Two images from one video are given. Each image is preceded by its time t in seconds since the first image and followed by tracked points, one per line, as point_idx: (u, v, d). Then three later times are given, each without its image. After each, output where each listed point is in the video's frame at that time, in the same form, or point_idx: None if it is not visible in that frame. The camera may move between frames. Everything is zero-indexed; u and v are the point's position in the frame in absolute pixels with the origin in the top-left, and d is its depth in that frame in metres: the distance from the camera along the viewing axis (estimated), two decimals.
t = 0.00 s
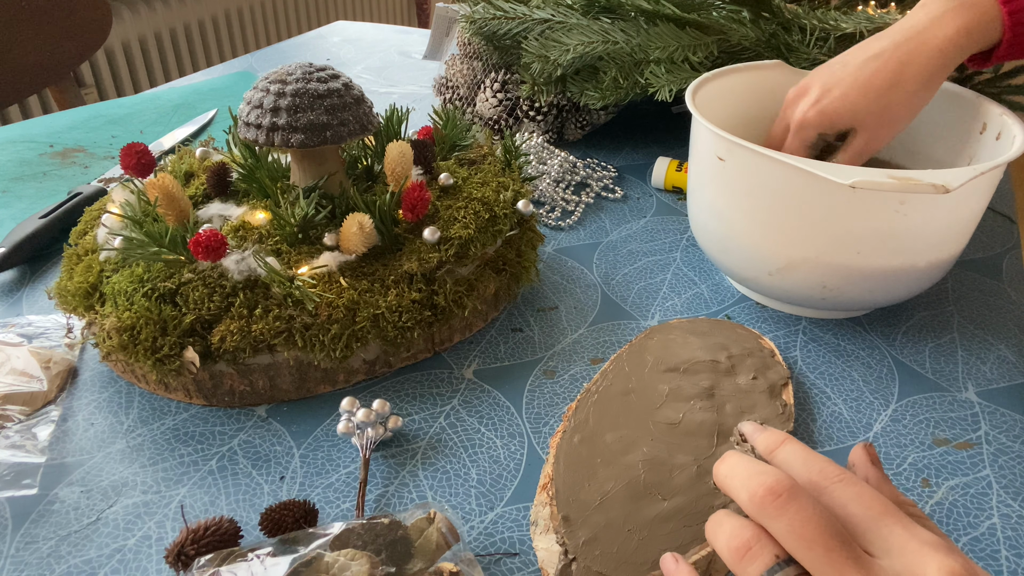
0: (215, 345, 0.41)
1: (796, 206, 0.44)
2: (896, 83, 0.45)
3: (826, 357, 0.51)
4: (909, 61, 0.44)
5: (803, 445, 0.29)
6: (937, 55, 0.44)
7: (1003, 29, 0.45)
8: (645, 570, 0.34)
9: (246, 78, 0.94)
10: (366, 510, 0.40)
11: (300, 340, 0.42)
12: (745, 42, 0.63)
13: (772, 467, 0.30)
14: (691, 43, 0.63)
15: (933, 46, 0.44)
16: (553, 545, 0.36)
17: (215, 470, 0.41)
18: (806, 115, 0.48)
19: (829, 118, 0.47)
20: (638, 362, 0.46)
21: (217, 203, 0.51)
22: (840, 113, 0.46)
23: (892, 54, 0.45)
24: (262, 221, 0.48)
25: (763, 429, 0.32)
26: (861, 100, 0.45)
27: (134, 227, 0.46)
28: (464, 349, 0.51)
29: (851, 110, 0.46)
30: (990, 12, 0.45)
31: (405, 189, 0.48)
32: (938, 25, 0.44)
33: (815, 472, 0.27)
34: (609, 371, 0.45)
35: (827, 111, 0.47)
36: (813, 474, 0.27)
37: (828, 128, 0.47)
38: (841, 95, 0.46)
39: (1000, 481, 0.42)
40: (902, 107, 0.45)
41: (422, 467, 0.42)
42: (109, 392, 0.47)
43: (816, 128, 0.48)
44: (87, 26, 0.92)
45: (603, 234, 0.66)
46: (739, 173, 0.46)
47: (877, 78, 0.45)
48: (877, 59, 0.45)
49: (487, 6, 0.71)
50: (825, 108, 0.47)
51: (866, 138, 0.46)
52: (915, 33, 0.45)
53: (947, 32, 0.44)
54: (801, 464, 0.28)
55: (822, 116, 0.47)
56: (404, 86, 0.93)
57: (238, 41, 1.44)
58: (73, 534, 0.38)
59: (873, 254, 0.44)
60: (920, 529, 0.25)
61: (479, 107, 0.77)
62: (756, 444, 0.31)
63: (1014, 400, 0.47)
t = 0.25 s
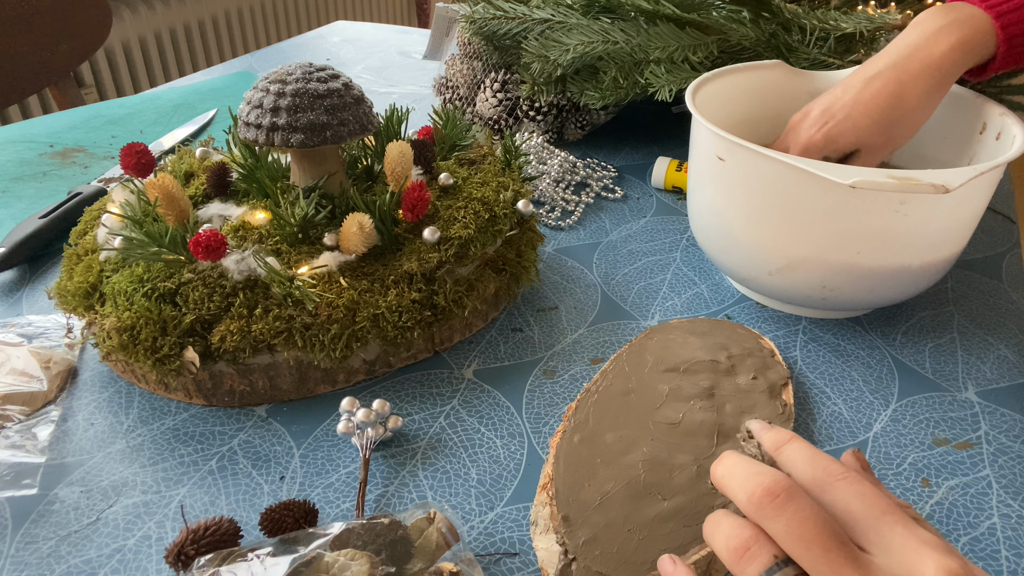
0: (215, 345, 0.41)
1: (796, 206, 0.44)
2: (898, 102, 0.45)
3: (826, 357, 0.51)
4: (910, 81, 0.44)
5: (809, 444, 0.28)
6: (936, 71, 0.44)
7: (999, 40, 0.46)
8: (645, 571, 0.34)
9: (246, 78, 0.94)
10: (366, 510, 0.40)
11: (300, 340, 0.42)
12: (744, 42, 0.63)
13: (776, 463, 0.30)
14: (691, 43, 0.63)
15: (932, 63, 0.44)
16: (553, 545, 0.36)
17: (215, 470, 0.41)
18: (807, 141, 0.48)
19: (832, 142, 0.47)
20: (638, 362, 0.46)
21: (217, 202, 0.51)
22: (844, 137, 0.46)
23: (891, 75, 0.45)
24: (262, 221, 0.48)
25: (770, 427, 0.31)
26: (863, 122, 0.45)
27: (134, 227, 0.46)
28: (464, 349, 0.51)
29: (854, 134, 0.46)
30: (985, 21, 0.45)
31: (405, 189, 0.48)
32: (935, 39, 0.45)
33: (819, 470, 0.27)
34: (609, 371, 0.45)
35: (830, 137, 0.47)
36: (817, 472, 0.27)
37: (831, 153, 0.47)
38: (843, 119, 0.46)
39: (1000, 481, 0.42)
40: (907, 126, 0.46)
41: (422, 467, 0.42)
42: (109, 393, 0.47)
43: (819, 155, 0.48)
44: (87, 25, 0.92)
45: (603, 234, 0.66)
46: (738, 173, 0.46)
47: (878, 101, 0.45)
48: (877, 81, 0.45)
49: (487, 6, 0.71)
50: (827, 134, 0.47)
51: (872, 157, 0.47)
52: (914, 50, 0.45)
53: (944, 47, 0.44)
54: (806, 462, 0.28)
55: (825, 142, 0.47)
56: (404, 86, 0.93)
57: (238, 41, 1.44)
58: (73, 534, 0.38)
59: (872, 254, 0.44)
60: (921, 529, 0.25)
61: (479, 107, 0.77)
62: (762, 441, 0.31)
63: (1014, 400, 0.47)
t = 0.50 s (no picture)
0: (215, 345, 0.41)
1: (796, 206, 0.44)
2: (902, 92, 0.45)
3: (826, 357, 0.51)
4: (914, 71, 0.44)
5: (812, 441, 0.28)
6: (940, 63, 0.44)
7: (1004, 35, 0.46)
8: (645, 570, 0.34)
9: (246, 78, 0.94)
10: (366, 510, 0.40)
11: (300, 340, 0.42)
12: (744, 42, 0.63)
13: (778, 461, 0.30)
14: (691, 43, 0.63)
15: (936, 55, 0.44)
16: (553, 545, 0.36)
17: (215, 470, 0.41)
18: (809, 128, 0.48)
19: (834, 131, 0.47)
20: (638, 362, 0.46)
21: (217, 203, 0.51)
22: (846, 125, 0.46)
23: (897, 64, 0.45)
24: (262, 221, 0.48)
25: (771, 424, 0.31)
26: (867, 112, 0.45)
27: (134, 227, 0.46)
28: (464, 348, 0.51)
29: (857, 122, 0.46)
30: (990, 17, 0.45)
31: (405, 189, 0.48)
32: (940, 32, 0.45)
33: (822, 468, 0.27)
34: (609, 370, 0.45)
35: (833, 126, 0.47)
36: (820, 469, 0.27)
37: (833, 141, 0.47)
38: (847, 107, 0.46)
39: (1000, 481, 0.42)
40: (910, 116, 0.45)
41: (422, 467, 0.42)
42: (109, 392, 0.47)
43: (820, 142, 0.47)
44: (87, 26, 0.92)
45: (603, 234, 0.66)
46: (738, 173, 0.46)
47: (882, 90, 0.45)
48: (880, 71, 0.45)
49: (487, 6, 0.71)
50: (830, 123, 0.47)
51: (874, 145, 0.47)
52: (920, 43, 0.45)
53: (950, 39, 0.44)
54: (808, 459, 0.28)
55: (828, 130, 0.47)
56: (404, 86, 0.93)
57: (238, 41, 1.44)
58: (73, 534, 0.38)
59: (873, 254, 0.44)
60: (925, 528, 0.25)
61: (479, 107, 0.77)
62: (763, 438, 0.30)
63: (1014, 400, 0.47)
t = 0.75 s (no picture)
0: (215, 345, 0.41)
1: (796, 206, 0.44)
2: (916, 93, 0.45)
3: (826, 357, 0.51)
4: (926, 71, 0.45)
5: (809, 443, 0.28)
6: (952, 66, 0.45)
7: (1014, 30, 0.48)
8: (645, 570, 0.34)
9: (246, 78, 0.94)
10: (366, 510, 0.40)
11: (300, 340, 0.42)
12: (744, 42, 0.62)
13: (776, 463, 0.30)
14: (691, 43, 0.63)
15: (947, 58, 0.45)
16: (553, 545, 0.36)
17: (215, 470, 0.41)
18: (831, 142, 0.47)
19: (855, 139, 0.46)
20: (638, 362, 0.46)
21: (217, 202, 0.51)
22: (868, 131, 0.46)
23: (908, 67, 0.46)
24: (262, 221, 0.48)
25: (768, 426, 0.31)
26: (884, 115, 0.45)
27: (134, 227, 0.46)
28: (464, 348, 0.51)
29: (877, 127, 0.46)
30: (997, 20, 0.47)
31: (405, 189, 0.48)
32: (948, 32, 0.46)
33: (821, 471, 0.27)
34: (609, 370, 0.45)
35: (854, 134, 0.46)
36: (818, 472, 0.27)
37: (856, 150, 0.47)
38: (863, 115, 0.46)
39: (1000, 481, 0.42)
40: (931, 117, 0.45)
41: (422, 467, 0.42)
42: (109, 392, 0.47)
43: (841, 153, 0.47)
44: (87, 25, 0.92)
45: (603, 234, 0.66)
46: (739, 173, 0.46)
47: (895, 92, 0.45)
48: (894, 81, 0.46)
49: (487, 6, 0.71)
50: (850, 132, 0.47)
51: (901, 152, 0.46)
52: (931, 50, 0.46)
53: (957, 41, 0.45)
54: (806, 462, 0.28)
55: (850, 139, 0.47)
56: (404, 86, 0.93)
57: (238, 41, 1.44)
58: (73, 534, 0.38)
59: (873, 254, 0.44)
60: (925, 530, 0.25)
61: (479, 107, 0.77)
62: (760, 441, 0.30)
63: (1014, 400, 0.47)
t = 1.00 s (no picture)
0: (215, 345, 0.41)
1: (796, 206, 0.44)
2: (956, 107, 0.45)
3: (826, 357, 0.51)
4: (956, 89, 0.46)
5: (808, 443, 0.28)
6: (981, 74, 0.46)
7: None
8: (645, 570, 0.34)
9: (246, 78, 0.94)
10: (366, 510, 0.40)
11: (300, 340, 0.42)
12: (744, 42, 0.62)
13: (775, 463, 0.30)
14: (691, 43, 0.63)
15: (972, 67, 0.46)
16: (553, 545, 0.36)
17: (215, 470, 0.42)
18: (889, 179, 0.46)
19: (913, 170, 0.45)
20: (638, 362, 0.46)
21: (217, 203, 0.51)
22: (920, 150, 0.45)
23: (939, 89, 0.46)
24: (262, 221, 0.48)
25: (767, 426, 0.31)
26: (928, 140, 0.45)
27: (134, 227, 0.46)
28: (464, 349, 0.51)
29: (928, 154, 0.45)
30: (1022, 32, 0.48)
31: (405, 189, 0.48)
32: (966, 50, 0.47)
33: (820, 471, 0.27)
34: (609, 371, 0.45)
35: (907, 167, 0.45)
36: (817, 472, 0.27)
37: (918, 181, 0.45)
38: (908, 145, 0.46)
39: (1000, 481, 0.42)
40: (979, 135, 0.45)
41: (422, 467, 0.42)
42: (109, 392, 0.47)
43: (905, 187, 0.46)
44: (87, 25, 0.92)
45: (603, 234, 0.66)
46: (738, 173, 0.46)
47: (937, 117, 0.45)
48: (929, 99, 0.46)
49: (487, 6, 0.71)
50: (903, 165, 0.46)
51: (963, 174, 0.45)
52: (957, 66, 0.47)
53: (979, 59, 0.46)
54: (805, 462, 0.28)
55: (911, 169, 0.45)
56: (404, 86, 0.93)
57: (238, 41, 1.44)
58: (73, 534, 0.38)
59: (872, 254, 0.44)
60: (925, 530, 0.25)
61: (479, 107, 0.77)
62: (759, 441, 0.30)
63: (1014, 400, 0.47)
